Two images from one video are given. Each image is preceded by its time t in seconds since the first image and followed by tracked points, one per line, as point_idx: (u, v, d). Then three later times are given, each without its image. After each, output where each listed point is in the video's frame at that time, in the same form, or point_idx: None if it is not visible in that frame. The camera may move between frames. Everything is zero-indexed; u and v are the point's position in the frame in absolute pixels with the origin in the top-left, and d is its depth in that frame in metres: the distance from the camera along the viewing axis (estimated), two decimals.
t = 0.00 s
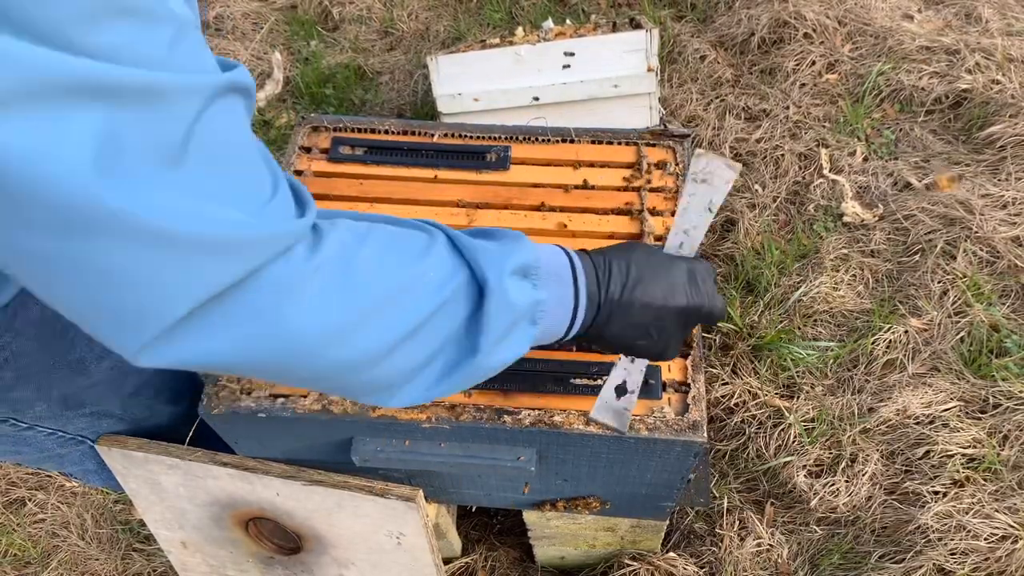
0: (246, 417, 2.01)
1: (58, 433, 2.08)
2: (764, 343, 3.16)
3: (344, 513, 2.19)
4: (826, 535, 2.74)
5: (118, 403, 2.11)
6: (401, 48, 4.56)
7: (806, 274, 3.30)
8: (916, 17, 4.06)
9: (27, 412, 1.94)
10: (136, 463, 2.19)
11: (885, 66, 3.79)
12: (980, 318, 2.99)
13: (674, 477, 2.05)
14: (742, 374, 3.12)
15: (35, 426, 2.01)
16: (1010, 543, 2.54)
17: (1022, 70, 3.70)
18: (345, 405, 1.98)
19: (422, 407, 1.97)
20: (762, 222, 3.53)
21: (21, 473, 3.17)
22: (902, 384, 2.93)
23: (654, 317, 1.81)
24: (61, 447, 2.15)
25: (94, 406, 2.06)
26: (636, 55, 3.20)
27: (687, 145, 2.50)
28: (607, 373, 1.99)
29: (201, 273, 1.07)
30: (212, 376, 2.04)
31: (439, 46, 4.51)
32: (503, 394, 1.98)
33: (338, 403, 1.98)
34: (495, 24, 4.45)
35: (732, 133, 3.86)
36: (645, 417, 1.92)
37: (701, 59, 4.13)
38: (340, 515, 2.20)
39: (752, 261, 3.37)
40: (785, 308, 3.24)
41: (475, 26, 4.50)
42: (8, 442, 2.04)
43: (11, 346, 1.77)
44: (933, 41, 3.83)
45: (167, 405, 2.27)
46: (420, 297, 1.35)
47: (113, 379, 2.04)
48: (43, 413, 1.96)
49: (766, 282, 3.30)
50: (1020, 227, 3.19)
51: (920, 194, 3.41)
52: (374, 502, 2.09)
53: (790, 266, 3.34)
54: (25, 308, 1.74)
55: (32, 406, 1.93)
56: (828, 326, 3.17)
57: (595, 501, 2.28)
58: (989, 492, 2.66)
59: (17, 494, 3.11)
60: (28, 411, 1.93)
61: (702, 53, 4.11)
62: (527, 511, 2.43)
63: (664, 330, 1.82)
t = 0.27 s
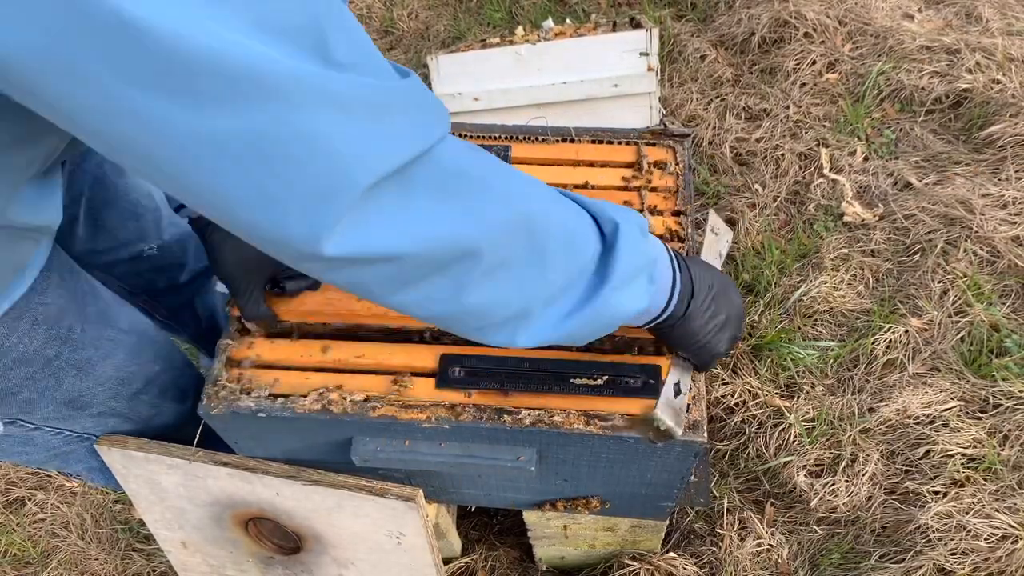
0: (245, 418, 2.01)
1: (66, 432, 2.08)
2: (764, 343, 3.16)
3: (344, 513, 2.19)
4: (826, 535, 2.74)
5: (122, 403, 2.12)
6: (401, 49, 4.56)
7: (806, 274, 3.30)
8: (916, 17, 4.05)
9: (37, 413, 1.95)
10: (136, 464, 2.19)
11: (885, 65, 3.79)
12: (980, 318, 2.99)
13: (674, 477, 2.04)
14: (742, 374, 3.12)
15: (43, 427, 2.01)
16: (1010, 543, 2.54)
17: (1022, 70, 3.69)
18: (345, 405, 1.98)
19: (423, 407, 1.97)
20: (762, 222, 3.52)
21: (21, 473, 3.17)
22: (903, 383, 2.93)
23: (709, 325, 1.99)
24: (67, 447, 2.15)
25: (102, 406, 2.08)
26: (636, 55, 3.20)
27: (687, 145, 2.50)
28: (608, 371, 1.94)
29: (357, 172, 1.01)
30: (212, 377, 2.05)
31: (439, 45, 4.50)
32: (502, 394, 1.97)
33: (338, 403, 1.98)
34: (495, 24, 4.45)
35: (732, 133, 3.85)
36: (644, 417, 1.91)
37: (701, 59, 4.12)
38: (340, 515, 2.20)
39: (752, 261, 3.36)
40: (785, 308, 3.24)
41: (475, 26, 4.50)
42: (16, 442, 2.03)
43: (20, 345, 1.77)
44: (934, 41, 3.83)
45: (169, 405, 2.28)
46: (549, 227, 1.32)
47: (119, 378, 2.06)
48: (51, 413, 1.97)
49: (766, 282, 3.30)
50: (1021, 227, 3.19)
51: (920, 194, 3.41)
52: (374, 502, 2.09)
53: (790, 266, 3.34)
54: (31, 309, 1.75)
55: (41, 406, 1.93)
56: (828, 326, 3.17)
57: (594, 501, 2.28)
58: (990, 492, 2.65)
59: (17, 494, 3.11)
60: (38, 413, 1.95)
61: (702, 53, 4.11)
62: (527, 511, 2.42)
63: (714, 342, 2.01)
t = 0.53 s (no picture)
0: (246, 418, 2.01)
1: (73, 432, 2.08)
2: (764, 343, 3.16)
3: (344, 513, 2.19)
4: (826, 535, 2.74)
5: (127, 403, 2.13)
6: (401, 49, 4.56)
7: (806, 274, 3.30)
8: (916, 17, 4.05)
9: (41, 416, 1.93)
10: (136, 464, 2.19)
11: (885, 66, 3.79)
12: (980, 318, 2.99)
13: (674, 477, 2.04)
14: (742, 375, 3.12)
15: (49, 428, 2.00)
16: (1010, 543, 2.53)
17: (1022, 70, 3.69)
18: (345, 405, 1.98)
19: (422, 407, 1.97)
20: (763, 222, 3.52)
21: (21, 473, 3.17)
22: (903, 384, 2.93)
23: (718, 323, 1.93)
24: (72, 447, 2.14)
25: (108, 407, 2.08)
26: (637, 55, 3.20)
27: (687, 145, 2.50)
28: (607, 371, 1.94)
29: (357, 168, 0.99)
30: (212, 377, 2.05)
31: (439, 46, 4.51)
32: (502, 394, 1.97)
33: (338, 403, 1.98)
34: (495, 24, 4.45)
35: (732, 133, 3.85)
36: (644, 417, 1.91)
37: (701, 59, 4.13)
38: (340, 515, 2.20)
39: (752, 261, 3.36)
40: (785, 308, 3.24)
41: (475, 26, 4.50)
42: (23, 445, 2.01)
43: (28, 346, 1.75)
44: (934, 41, 3.83)
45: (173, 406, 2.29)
46: (556, 219, 1.29)
47: (124, 378, 2.06)
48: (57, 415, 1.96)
49: (766, 281, 3.29)
50: (1021, 227, 3.19)
51: (920, 194, 3.41)
52: (374, 502, 2.09)
53: (790, 267, 3.34)
54: (38, 310, 1.75)
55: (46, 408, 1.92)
56: (828, 327, 3.17)
57: (594, 501, 2.28)
58: (990, 493, 2.65)
59: (17, 494, 3.11)
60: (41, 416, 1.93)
61: (702, 53, 4.11)
62: (527, 511, 2.42)
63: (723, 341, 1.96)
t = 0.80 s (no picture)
0: (246, 418, 2.01)
1: (73, 432, 2.08)
2: (764, 343, 3.16)
3: (344, 513, 2.19)
4: (826, 535, 2.74)
5: (129, 404, 2.13)
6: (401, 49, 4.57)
7: (806, 274, 3.30)
8: (916, 17, 4.05)
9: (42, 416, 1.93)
10: (136, 464, 2.19)
11: (885, 65, 3.78)
12: (981, 318, 2.99)
13: (674, 477, 2.04)
14: (742, 374, 3.12)
15: (50, 428, 2.00)
16: (1010, 543, 2.53)
17: (1022, 70, 3.69)
18: (344, 405, 1.98)
19: (422, 407, 1.97)
20: (763, 222, 3.52)
21: (21, 473, 3.17)
22: (903, 384, 2.93)
23: (727, 321, 1.94)
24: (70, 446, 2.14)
25: (109, 408, 2.08)
26: (637, 54, 3.20)
27: (687, 145, 2.50)
28: (607, 371, 1.94)
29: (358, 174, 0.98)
30: (212, 377, 2.05)
31: (439, 46, 4.50)
32: (502, 394, 1.97)
33: (338, 403, 1.98)
34: (495, 24, 4.45)
35: (732, 133, 3.85)
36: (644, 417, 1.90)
37: (701, 59, 4.13)
38: (340, 515, 2.20)
39: (752, 261, 3.36)
40: (785, 308, 3.24)
41: (475, 26, 4.50)
42: (23, 444, 2.02)
43: (31, 348, 1.75)
44: (933, 41, 3.83)
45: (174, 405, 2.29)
46: (567, 219, 1.28)
47: (126, 379, 2.06)
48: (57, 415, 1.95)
49: (767, 281, 3.29)
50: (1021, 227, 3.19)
51: (920, 194, 3.40)
52: (374, 502, 2.09)
53: (790, 266, 3.34)
54: (41, 312, 1.75)
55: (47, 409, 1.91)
56: (828, 326, 3.17)
57: (593, 501, 2.28)
58: (990, 493, 2.65)
59: (17, 494, 3.12)
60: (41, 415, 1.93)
61: (702, 53, 4.11)
62: (527, 511, 2.42)
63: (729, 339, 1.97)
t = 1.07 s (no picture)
0: (245, 418, 2.01)
1: (54, 436, 2.07)
2: (765, 343, 3.16)
3: (344, 513, 2.19)
4: (826, 535, 2.73)
5: (112, 407, 2.13)
6: (402, 49, 4.57)
7: (806, 274, 3.30)
8: (916, 17, 4.05)
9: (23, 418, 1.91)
10: (136, 464, 2.19)
11: (885, 65, 3.78)
12: (981, 318, 2.99)
13: (675, 477, 2.04)
14: (742, 375, 3.13)
15: (32, 432, 2.00)
16: (1011, 543, 2.53)
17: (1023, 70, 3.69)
18: (344, 405, 1.98)
19: (421, 407, 1.97)
20: (763, 222, 3.52)
21: (22, 473, 3.17)
22: (903, 384, 2.92)
23: (718, 243, 1.75)
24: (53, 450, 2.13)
25: (92, 410, 2.08)
26: (636, 55, 3.20)
27: (688, 145, 2.49)
28: (608, 371, 1.94)
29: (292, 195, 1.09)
30: (212, 377, 2.05)
31: (439, 46, 4.50)
32: (503, 394, 1.97)
33: (338, 403, 1.98)
34: (495, 24, 4.45)
35: (732, 133, 3.85)
36: (644, 417, 1.90)
37: (701, 59, 4.12)
38: (340, 515, 2.20)
39: (752, 262, 3.37)
40: (785, 308, 3.24)
41: (475, 26, 4.50)
42: (4, 450, 2.03)
43: (12, 349, 1.73)
44: (934, 41, 3.82)
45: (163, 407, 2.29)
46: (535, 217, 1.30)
47: (109, 382, 2.06)
48: (36, 418, 1.94)
49: (767, 282, 3.29)
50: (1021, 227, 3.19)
51: (920, 194, 3.40)
52: (374, 502, 2.09)
53: (790, 266, 3.34)
54: (24, 312, 1.73)
55: (26, 412, 1.90)
56: (829, 327, 3.16)
57: (593, 501, 2.28)
58: (990, 493, 2.64)
59: (17, 494, 3.12)
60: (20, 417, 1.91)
61: (702, 53, 4.10)
62: (527, 511, 2.42)
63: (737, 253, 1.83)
